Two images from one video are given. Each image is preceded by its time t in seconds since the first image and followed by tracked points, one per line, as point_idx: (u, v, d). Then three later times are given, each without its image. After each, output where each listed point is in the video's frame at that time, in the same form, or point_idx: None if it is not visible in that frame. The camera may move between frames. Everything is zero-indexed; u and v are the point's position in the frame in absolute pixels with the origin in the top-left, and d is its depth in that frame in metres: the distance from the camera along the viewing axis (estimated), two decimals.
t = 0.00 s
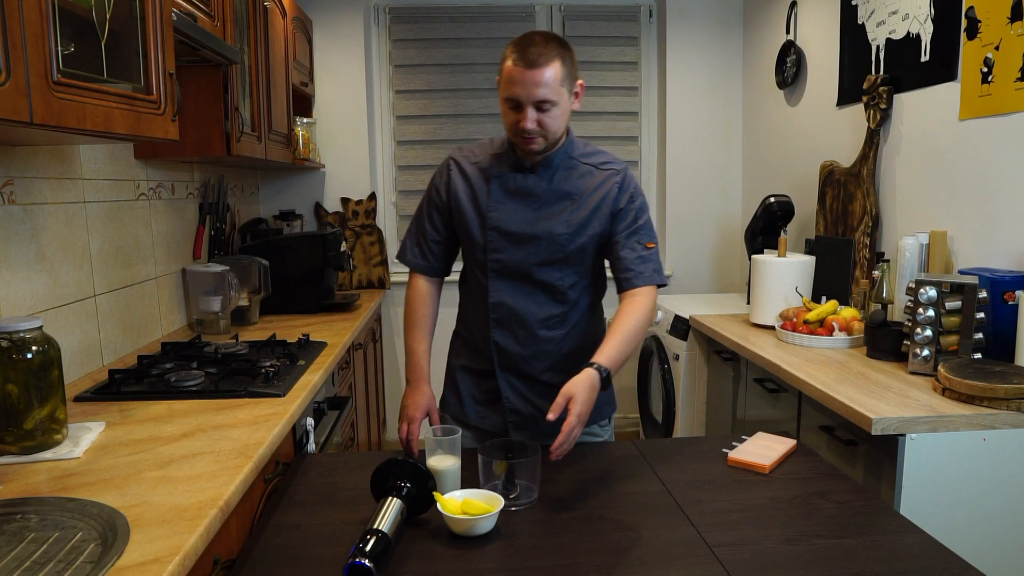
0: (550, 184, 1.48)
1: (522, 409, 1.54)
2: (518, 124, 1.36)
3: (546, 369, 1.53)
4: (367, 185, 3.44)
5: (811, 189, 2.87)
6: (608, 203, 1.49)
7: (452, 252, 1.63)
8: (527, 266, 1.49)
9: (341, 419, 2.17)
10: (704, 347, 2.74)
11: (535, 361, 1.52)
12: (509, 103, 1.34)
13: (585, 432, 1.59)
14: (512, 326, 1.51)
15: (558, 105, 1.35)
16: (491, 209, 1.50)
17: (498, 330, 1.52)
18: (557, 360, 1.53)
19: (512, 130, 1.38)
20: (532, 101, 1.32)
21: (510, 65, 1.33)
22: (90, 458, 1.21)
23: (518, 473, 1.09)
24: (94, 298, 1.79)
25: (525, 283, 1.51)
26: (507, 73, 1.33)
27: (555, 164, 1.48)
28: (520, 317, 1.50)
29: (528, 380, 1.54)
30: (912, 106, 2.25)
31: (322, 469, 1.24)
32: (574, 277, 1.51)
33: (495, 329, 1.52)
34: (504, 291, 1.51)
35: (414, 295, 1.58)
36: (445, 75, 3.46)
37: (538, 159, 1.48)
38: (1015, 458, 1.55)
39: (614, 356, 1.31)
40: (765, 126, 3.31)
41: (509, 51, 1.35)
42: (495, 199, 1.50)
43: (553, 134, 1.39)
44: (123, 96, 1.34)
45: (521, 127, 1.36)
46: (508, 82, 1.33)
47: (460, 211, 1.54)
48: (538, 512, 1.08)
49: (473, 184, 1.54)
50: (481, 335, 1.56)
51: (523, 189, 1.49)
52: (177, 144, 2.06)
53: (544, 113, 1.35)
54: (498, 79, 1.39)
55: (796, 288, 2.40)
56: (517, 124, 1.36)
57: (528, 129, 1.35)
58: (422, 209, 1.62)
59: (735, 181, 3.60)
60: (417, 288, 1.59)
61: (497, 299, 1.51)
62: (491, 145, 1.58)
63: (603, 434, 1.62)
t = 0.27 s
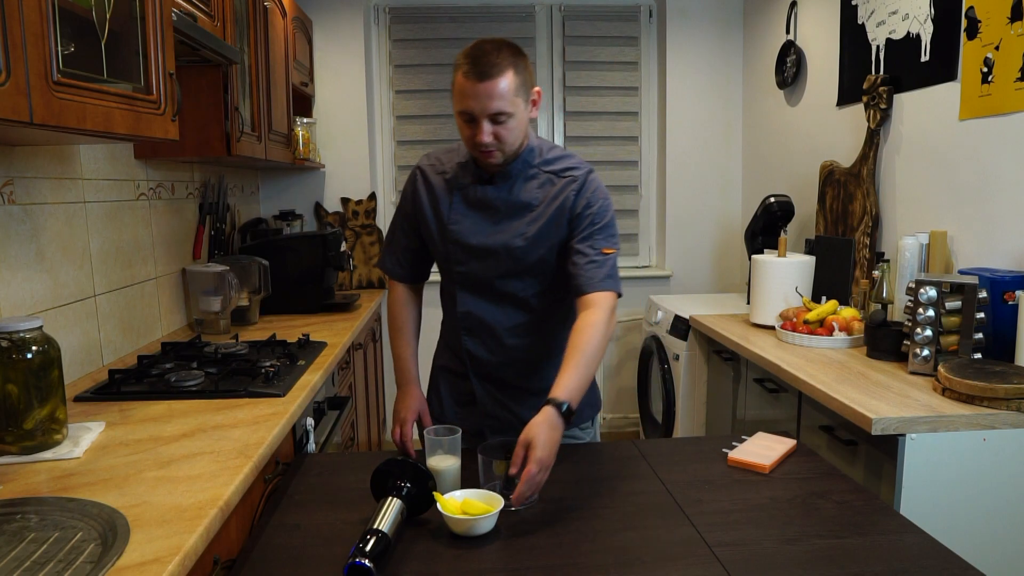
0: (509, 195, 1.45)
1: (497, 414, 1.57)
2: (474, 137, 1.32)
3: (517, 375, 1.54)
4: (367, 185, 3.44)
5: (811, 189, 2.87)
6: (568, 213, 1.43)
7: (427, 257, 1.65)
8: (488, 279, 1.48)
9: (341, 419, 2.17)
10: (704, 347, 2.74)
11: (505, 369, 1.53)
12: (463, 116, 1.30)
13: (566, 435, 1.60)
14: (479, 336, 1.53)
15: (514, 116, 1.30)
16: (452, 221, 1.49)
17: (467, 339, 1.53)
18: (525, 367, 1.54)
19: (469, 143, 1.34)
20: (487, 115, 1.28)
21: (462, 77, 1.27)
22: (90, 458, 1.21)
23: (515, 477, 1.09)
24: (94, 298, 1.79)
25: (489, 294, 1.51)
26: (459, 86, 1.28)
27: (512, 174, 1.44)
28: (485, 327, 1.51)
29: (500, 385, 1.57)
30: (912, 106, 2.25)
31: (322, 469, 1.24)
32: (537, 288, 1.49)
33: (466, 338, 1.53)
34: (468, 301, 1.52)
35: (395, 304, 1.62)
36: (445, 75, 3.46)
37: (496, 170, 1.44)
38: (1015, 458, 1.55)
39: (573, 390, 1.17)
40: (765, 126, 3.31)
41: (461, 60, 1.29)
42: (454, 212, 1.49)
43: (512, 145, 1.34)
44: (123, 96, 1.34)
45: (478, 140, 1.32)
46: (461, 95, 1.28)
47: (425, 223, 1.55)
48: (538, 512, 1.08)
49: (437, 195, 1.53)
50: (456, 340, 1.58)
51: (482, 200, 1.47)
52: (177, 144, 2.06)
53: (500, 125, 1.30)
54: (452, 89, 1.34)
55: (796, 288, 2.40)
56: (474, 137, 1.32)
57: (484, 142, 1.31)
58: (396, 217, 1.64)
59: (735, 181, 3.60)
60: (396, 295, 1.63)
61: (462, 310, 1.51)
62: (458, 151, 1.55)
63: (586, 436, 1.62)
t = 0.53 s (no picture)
0: (474, 204, 1.45)
1: (479, 418, 1.57)
2: (439, 147, 1.32)
3: (496, 380, 1.55)
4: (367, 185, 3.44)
5: (811, 189, 2.87)
6: (531, 222, 1.41)
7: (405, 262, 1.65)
8: (457, 287, 1.49)
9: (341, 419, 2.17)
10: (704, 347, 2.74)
11: (482, 373, 1.55)
12: (427, 126, 1.30)
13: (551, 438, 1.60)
14: (453, 341, 1.55)
15: (479, 125, 1.30)
16: (420, 229, 1.50)
17: (444, 343, 1.56)
18: (501, 372, 1.54)
19: (435, 153, 1.34)
20: (452, 125, 1.28)
21: (424, 88, 1.27)
22: (90, 458, 1.21)
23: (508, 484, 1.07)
24: (94, 298, 1.79)
25: (459, 301, 1.52)
26: (421, 97, 1.28)
27: (476, 183, 1.43)
28: (458, 334, 1.53)
29: (479, 390, 1.57)
30: (912, 106, 2.25)
31: (322, 469, 1.24)
32: (506, 296, 1.49)
33: (443, 344, 1.56)
34: (441, 308, 1.54)
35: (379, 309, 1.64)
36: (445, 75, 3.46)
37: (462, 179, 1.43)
38: (1014, 458, 1.55)
39: (546, 415, 1.15)
40: (765, 126, 3.31)
41: (422, 71, 1.29)
42: (421, 220, 1.49)
43: (478, 154, 1.35)
44: (123, 96, 1.34)
45: (443, 150, 1.32)
46: (424, 106, 1.27)
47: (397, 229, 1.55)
48: (538, 512, 1.08)
49: (406, 203, 1.53)
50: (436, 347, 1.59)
51: (449, 208, 1.47)
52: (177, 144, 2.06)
53: (465, 135, 1.30)
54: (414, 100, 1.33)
55: (796, 288, 2.40)
56: (439, 147, 1.32)
57: (450, 152, 1.31)
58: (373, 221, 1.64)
59: (735, 181, 3.60)
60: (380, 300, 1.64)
61: (436, 318, 1.54)
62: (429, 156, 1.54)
63: (572, 438, 1.62)
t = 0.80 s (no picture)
0: (470, 201, 1.45)
1: (479, 419, 1.57)
2: (434, 144, 1.32)
3: (497, 380, 1.55)
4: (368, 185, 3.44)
5: (811, 189, 2.87)
6: (529, 217, 1.43)
7: (393, 265, 1.65)
8: (455, 287, 1.49)
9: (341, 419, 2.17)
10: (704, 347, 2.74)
11: (484, 374, 1.54)
12: (421, 122, 1.30)
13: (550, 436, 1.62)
14: (452, 343, 1.54)
15: (473, 120, 1.30)
16: (415, 230, 1.49)
17: (442, 346, 1.55)
18: (504, 372, 1.55)
19: (429, 151, 1.34)
20: (447, 120, 1.28)
21: (418, 84, 1.27)
22: (90, 458, 1.21)
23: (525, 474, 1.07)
24: (94, 298, 1.79)
25: (457, 301, 1.51)
26: (415, 93, 1.28)
27: (472, 181, 1.44)
28: (457, 335, 1.52)
29: (480, 392, 1.57)
30: (912, 106, 2.25)
31: (322, 469, 1.24)
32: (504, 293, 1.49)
33: (442, 347, 1.54)
34: (438, 309, 1.53)
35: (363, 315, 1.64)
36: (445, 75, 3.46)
37: (456, 177, 1.44)
38: (1014, 458, 1.55)
39: (564, 405, 1.19)
40: (765, 126, 3.31)
41: (415, 68, 1.29)
42: (417, 221, 1.49)
43: (472, 150, 1.35)
44: (123, 96, 1.34)
45: (438, 146, 1.31)
46: (418, 102, 1.28)
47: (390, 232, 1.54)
48: (538, 513, 1.08)
49: (399, 204, 1.52)
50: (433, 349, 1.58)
51: (444, 208, 1.46)
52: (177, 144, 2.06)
53: (459, 131, 1.31)
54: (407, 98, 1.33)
55: (796, 288, 2.40)
56: (433, 144, 1.32)
57: (445, 148, 1.31)
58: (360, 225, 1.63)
59: (735, 181, 3.59)
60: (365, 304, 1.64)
61: (433, 318, 1.52)
62: (418, 157, 1.55)
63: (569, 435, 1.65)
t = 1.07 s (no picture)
0: (481, 195, 1.46)
1: (488, 418, 1.56)
2: (444, 129, 1.33)
3: (507, 378, 1.54)
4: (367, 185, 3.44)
5: (811, 189, 2.87)
6: (543, 208, 1.46)
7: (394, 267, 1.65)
8: (468, 283, 1.48)
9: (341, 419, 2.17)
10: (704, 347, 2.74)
11: (495, 371, 1.53)
12: (431, 106, 1.32)
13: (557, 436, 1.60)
14: (464, 342, 1.53)
15: (484, 106, 1.32)
16: (425, 227, 1.49)
17: (452, 346, 1.53)
18: (515, 369, 1.54)
19: (438, 137, 1.35)
20: (458, 104, 1.30)
21: (430, 69, 1.30)
22: (90, 458, 1.21)
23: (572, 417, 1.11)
24: (94, 298, 1.79)
25: (468, 298, 1.51)
26: (427, 76, 1.30)
27: (481, 174, 1.46)
28: (469, 333, 1.51)
29: (490, 390, 1.56)
30: (912, 106, 2.25)
31: (322, 469, 1.24)
32: (517, 287, 1.50)
33: (450, 346, 1.53)
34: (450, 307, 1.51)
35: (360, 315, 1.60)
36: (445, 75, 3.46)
37: (465, 170, 1.45)
38: (1014, 458, 1.55)
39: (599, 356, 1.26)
40: (765, 126, 3.31)
41: (427, 56, 1.32)
42: (427, 217, 1.49)
43: (481, 139, 1.36)
44: (123, 96, 1.34)
45: (447, 131, 1.32)
46: (429, 86, 1.30)
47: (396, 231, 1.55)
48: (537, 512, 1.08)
49: (406, 203, 1.53)
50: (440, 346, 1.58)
51: (455, 203, 1.47)
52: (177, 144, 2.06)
53: (469, 116, 1.32)
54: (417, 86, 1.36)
55: (796, 288, 2.40)
56: (443, 128, 1.33)
57: (455, 133, 1.32)
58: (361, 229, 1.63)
59: (735, 181, 3.59)
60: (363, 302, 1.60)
61: (444, 316, 1.51)
62: (420, 156, 1.56)
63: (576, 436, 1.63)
